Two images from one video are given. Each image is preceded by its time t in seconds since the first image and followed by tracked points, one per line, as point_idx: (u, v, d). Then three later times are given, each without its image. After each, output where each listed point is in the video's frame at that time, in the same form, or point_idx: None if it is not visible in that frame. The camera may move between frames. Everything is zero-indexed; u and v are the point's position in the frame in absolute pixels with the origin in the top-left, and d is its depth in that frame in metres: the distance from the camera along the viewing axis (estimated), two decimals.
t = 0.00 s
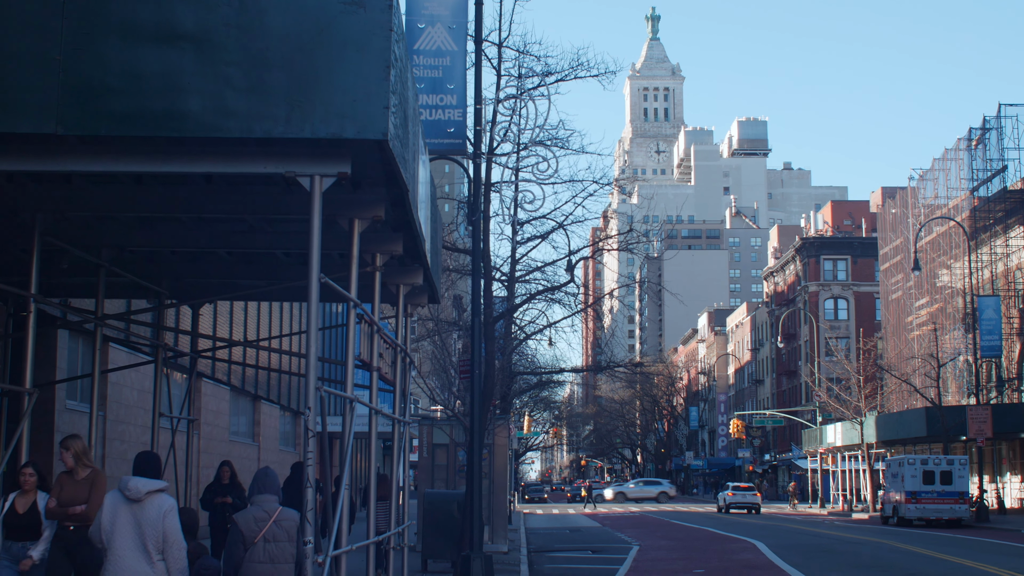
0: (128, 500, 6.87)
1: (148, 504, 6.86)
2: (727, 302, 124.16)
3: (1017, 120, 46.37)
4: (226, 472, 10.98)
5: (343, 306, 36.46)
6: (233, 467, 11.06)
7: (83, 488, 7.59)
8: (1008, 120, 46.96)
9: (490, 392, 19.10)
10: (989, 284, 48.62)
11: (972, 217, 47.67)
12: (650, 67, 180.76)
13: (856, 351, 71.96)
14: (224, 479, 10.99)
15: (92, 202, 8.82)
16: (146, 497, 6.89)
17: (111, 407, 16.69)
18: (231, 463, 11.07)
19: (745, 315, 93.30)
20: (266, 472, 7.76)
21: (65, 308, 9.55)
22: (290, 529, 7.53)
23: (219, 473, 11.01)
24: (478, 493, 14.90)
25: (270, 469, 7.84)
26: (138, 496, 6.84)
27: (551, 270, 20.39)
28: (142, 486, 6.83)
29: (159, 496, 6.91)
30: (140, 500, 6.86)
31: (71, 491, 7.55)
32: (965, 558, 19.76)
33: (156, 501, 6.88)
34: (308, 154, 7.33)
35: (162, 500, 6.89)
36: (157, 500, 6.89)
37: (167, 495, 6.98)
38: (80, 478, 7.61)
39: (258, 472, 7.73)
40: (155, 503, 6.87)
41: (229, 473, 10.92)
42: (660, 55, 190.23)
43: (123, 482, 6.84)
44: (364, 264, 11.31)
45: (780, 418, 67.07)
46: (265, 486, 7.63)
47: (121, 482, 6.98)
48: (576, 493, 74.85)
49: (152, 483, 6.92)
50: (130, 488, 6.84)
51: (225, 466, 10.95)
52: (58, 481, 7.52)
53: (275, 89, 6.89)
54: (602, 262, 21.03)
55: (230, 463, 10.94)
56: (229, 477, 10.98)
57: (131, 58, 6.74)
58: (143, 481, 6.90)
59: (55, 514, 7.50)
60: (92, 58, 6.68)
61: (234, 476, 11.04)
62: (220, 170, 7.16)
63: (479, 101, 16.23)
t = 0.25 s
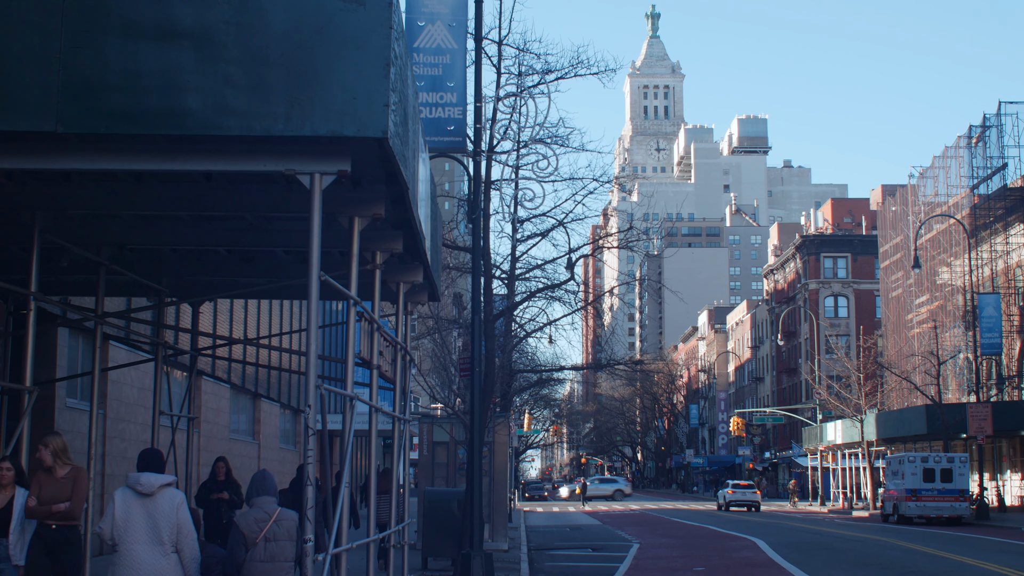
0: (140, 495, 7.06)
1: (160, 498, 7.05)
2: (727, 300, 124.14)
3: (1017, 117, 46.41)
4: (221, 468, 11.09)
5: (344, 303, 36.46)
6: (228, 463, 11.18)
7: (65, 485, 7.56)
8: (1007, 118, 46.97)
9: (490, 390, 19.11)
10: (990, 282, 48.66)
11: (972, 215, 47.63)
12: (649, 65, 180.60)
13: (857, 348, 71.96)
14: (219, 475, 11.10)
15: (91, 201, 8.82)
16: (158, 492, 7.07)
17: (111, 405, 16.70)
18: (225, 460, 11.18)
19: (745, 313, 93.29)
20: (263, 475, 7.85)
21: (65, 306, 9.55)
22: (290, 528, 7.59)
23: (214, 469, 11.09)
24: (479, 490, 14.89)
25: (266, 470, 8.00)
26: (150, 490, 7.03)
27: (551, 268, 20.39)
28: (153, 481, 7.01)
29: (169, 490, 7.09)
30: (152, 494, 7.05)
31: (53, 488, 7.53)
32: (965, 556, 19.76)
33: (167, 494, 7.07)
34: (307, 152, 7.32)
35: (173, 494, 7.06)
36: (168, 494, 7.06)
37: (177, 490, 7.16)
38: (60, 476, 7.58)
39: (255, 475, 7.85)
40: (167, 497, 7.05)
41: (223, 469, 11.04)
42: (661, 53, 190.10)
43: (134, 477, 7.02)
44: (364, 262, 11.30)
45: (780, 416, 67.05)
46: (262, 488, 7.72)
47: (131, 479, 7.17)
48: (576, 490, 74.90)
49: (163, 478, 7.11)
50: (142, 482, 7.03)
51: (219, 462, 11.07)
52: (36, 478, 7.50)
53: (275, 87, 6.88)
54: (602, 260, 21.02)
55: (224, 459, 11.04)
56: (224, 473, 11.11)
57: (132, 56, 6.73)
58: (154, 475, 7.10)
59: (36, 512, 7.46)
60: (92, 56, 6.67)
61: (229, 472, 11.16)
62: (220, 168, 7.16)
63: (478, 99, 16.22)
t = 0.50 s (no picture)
0: (141, 499, 7.08)
1: (162, 501, 7.07)
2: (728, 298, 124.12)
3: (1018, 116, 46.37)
4: (218, 467, 10.89)
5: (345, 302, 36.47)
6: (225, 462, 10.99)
7: (53, 481, 7.32)
8: (1008, 117, 46.89)
9: (490, 389, 19.10)
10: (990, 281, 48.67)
11: (972, 214, 47.61)
12: (650, 64, 180.57)
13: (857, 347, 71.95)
14: (216, 474, 10.91)
15: (92, 200, 8.81)
16: (159, 494, 7.09)
17: (112, 404, 16.69)
18: (222, 458, 10.97)
19: (746, 312, 93.26)
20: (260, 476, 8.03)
21: (66, 305, 9.56)
22: (287, 524, 7.73)
23: (212, 468, 10.90)
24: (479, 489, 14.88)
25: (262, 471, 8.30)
26: (151, 494, 7.04)
27: (552, 267, 20.39)
28: (155, 484, 7.03)
29: (170, 492, 7.12)
30: (154, 498, 7.06)
31: (40, 485, 7.29)
32: (965, 555, 19.77)
33: (169, 497, 7.09)
34: (308, 151, 7.33)
35: (174, 495, 7.10)
36: (169, 496, 7.08)
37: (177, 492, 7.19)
38: (47, 473, 7.34)
39: (252, 476, 7.99)
40: (169, 499, 7.07)
41: (220, 468, 10.81)
42: (661, 51, 189.95)
43: (135, 482, 7.04)
44: (364, 261, 11.30)
45: (780, 415, 67.08)
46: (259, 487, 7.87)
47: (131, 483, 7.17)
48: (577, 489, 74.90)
49: (164, 481, 7.13)
50: (143, 487, 7.05)
51: (217, 460, 10.86)
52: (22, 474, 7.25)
53: (276, 85, 6.88)
54: (603, 259, 21.01)
55: (222, 458, 10.82)
56: (221, 472, 10.92)
57: (132, 54, 6.73)
58: (154, 479, 7.11)
59: (22, 510, 7.18)
60: (92, 55, 6.67)
61: (225, 471, 10.98)
62: (221, 167, 7.16)
63: (479, 98, 16.21)
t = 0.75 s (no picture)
0: (140, 495, 7.08)
1: (161, 496, 7.06)
2: (728, 299, 124.12)
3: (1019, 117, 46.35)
4: (216, 468, 10.70)
5: (346, 303, 36.53)
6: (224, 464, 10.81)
7: (44, 487, 7.23)
8: (1009, 117, 46.85)
9: (491, 389, 19.12)
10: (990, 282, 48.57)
11: (973, 214, 47.60)
12: (650, 64, 180.54)
13: (858, 347, 71.95)
14: (213, 476, 10.73)
15: (92, 200, 8.82)
16: (157, 490, 7.08)
17: (112, 404, 16.67)
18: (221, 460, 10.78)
19: (747, 312, 93.25)
20: (263, 474, 8.08)
21: (67, 305, 9.57)
22: (288, 521, 7.75)
23: (210, 468, 10.72)
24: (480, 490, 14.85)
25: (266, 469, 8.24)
26: (150, 489, 7.04)
27: (553, 267, 20.40)
28: (153, 479, 7.03)
29: (168, 488, 7.10)
30: (152, 493, 7.06)
31: (30, 490, 7.20)
32: (965, 555, 19.79)
33: (168, 492, 7.07)
34: (309, 150, 7.33)
35: (172, 491, 7.08)
36: (167, 491, 7.07)
37: (176, 487, 7.17)
38: (38, 478, 7.26)
39: (255, 474, 8.03)
40: (167, 494, 7.06)
41: (218, 471, 10.65)
42: (662, 51, 189.91)
43: (134, 477, 7.03)
44: (365, 261, 11.31)
45: (780, 415, 67.14)
46: (261, 484, 7.92)
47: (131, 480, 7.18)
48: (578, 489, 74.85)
49: (162, 477, 7.12)
50: (142, 482, 7.04)
51: (214, 462, 10.68)
52: (12, 478, 7.16)
53: (277, 87, 6.89)
54: (604, 259, 21.01)
55: (220, 460, 10.64)
56: (218, 473, 10.74)
57: (133, 54, 6.73)
58: (153, 475, 7.11)
59: (11, 515, 7.11)
60: (93, 55, 6.67)
61: (223, 473, 10.80)
62: (221, 167, 7.16)
63: (480, 98, 16.22)
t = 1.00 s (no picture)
0: (146, 500, 7.08)
1: (165, 501, 7.06)
2: (730, 300, 124.13)
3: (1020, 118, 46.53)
4: (212, 467, 10.12)
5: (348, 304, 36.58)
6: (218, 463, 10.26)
7: (39, 481, 7.26)
8: (1011, 118, 46.95)
9: (493, 390, 19.11)
10: (992, 284, 48.42)
11: (974, 216, 47.63)
12: (652, 65, 180.55)
13: (860, 348, 71.87)
14: (210, 475, 10.13)
15: (93, 201, 8.83)
16: (162, 496, 7.07)
17: (113, 405, 16.64)
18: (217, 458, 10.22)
19: (749, 313, 93.20)
20: (273, 474, 8.10)
21: (69, 306, 9.58)
22: (294, 523, 7.76)
23: (204, 468, 10.12)
24: (481, 493, 14.82)
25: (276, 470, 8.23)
26: (155, 495, 7.03)
27: (555, 268, 20.39)
28: (158, 486, 7.02)
29: (174, 495, 7.10)
30: (157, 498, 7.05)
31: (24, 486, 7.21)
32: (967, 557, 19.77)
33: (172, 498, 7.07)
34: (311, 152, 7.34)
35: (177, 498, 7.09)
36: (172, 498, 7.07)
37: (181, 493, 7.18)
38: (31, 473, 7.27)
39: (264, 475, 8.03)
40: (171, 501, 7.06)
41: (215, 469, 10.08)
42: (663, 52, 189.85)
43: (140, 483, 7.03)
44: (367, 262, 11.32)
45: (782, 416, 67.11)
46: (270, 485, 7.92)
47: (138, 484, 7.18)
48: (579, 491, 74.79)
49: (168, 483, 7.10)
50: (147, 487, 7.04)
51: (210, 459, 10.11)
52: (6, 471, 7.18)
53: (279, 88, 6.89)
54: (606, 260, 21.01)
55: (216, 457, 10.08)
56: (215, 472, 10.14)
57: (134, 56, 6.74)
58: (158, 480, 7.09)
59: (6, 510, 7.09)
60: (95, 57, 6.68)
61: (220, 472, 10.20)
62: (223, 168, 7.16)
63: (482, 99, 16.24)
